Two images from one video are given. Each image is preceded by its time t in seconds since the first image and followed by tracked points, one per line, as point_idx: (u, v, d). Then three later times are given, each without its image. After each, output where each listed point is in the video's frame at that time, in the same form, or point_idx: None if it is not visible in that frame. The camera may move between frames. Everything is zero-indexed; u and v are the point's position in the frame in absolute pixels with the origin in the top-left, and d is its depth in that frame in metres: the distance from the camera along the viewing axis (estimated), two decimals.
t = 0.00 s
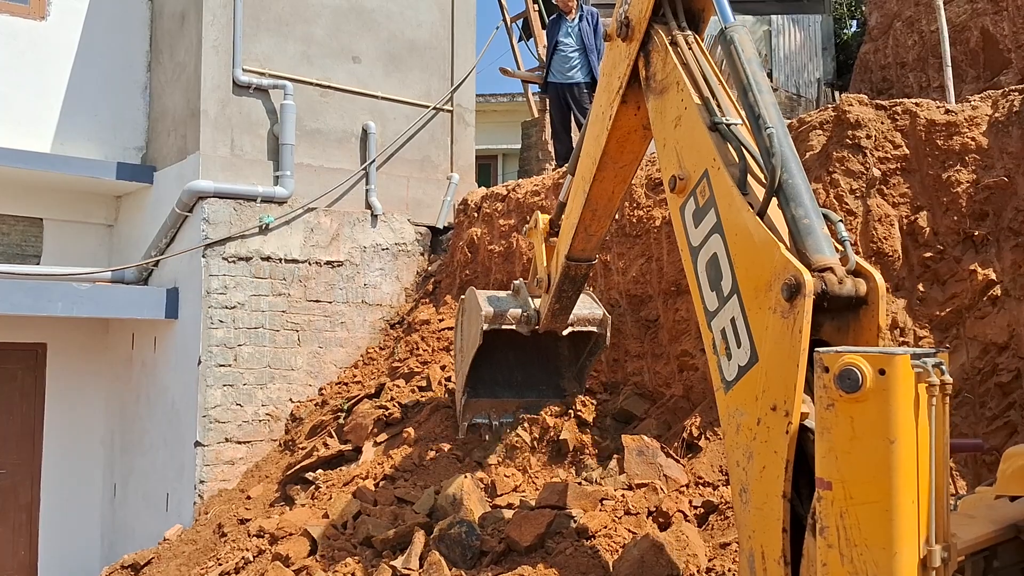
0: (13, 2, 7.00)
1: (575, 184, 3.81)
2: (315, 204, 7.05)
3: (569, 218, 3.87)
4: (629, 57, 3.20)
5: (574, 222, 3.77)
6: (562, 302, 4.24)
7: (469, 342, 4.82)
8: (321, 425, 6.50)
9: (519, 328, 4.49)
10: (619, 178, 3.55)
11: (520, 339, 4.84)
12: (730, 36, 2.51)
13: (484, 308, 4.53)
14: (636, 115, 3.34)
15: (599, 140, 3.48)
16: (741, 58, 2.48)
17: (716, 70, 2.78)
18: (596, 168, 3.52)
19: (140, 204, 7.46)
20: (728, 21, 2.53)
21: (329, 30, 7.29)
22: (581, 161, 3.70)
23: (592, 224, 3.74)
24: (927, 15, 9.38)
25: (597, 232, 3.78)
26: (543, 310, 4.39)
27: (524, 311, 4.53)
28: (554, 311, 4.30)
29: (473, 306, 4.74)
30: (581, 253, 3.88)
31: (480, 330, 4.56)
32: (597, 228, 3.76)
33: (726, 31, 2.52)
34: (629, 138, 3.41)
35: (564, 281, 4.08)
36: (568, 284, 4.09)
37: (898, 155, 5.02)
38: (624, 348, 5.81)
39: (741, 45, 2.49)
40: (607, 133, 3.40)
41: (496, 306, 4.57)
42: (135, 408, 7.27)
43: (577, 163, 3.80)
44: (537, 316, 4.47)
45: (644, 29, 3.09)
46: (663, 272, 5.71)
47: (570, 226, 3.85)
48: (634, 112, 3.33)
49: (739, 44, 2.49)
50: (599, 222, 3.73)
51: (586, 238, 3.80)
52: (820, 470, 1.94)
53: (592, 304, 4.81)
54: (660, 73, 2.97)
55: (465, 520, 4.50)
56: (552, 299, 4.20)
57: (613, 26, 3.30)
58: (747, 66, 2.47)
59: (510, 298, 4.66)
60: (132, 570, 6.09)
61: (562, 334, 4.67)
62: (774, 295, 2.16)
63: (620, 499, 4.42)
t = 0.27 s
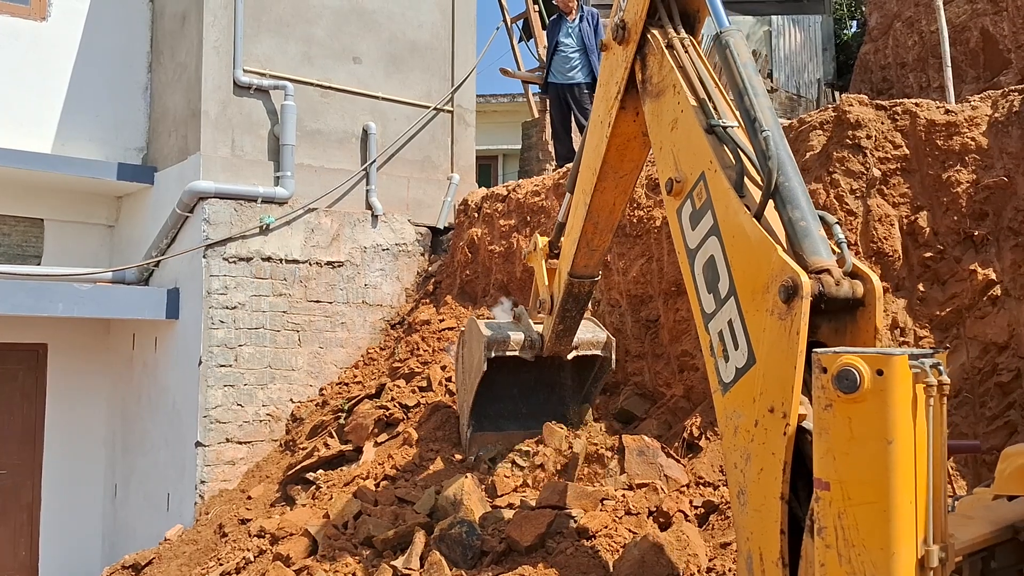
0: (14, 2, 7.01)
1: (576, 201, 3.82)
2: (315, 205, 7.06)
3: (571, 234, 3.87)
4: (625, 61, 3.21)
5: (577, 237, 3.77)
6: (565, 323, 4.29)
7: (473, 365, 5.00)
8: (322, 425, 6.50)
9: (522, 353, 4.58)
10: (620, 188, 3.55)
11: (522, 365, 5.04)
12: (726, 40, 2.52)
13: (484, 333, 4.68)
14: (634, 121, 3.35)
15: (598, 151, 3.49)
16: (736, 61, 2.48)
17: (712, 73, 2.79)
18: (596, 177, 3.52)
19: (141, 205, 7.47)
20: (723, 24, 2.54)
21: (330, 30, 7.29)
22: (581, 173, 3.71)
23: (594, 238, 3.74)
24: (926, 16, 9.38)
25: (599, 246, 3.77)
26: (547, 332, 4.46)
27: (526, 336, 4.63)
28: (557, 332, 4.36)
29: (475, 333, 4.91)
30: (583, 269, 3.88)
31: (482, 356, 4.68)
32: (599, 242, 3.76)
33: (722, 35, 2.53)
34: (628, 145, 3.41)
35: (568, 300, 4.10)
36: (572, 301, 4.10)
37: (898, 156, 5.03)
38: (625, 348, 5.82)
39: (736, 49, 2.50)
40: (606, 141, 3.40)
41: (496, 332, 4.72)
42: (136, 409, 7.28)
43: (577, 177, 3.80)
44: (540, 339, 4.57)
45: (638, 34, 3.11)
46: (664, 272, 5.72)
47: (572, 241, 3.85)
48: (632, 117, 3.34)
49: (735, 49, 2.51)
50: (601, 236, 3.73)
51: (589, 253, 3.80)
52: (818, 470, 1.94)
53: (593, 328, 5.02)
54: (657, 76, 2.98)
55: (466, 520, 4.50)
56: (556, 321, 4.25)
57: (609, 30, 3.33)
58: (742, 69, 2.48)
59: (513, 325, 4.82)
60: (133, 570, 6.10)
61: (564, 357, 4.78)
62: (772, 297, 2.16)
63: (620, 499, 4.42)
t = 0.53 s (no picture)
0: (16, 3, 7.02)
1: (571, 198, 3.82)
2: (317, 205, 7.07)
3: (568, 234, 3.87)
4: (620, 58, 3.22)
5: (573, 236, 3.77)
6: (562, 324, 4.30)
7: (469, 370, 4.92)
8: (324, 425, 6.50)
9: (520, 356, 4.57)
10: (616, 187, 3.55)
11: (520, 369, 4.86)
12: (721, 40, 2.52)
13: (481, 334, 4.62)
14: (629, 119, 3.35)
15: (593, 150, 3.49)
16: (733, 61, 2.49)
17: (707, 72, 2.80)
18: (593, 176, 3.53)
19: (143, 205, 7.48)
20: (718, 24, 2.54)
21: (331, 31, 7.30)
22: (576, 172, 3.71)
23: (591, 238, 3.75)
24: (927, 15, 9.38)
25: (596, 245, 3.78)
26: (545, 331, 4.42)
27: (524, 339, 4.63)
28: (555, 334, 4.35)
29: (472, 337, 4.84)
30: (581, 269, 3.88)
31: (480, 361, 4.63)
32: (596, 242, 3.77)
33: (716, 34, 2.53)
34: (624, 144, 3.42)
35: (565, 300, 4.08)
36: (569, 302, 4.09)
37: (899, 155, 5.03)
38: (626, 348, 5.82)
39: (733, 48, 2.50)
40: (601, 140, 3.41)
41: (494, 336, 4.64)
42: (138, 409, 7.29)
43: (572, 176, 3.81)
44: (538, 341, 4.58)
45: (632, 32, 3.11)
46: (665, 272, 5.72)
47: (569, 241, 3.85)
48: (627, 116, 3.33)
49: (732, 49, 2.51)
50: (597, 236, 3.74)
51: (585, 253, 3.80)
52: (823, 467, 1.95)
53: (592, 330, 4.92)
54: (652, 74, 2.99)
55: (467, 520, 4.50)
56: (553, 322, 4.25)
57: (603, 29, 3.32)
58: (740, 69, 2.48)
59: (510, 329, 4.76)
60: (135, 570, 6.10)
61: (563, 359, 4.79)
62: (774, 299, 2.17)
63: (621, 499, 4.43)
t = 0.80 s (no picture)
0: (16, 4, 7.02)
1: (577, 183, 3.82)
2: (316, 206, 7.07)
3: (573, 220, 3.87)
4: (632, 36, 3.20)
5: (579, 222, 3.77)
6: (564, 317, 4.27)
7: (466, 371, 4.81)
8: (323, 426, 6.50)
9: (520, 352, 4.50)
10: (625, 170, 3.56)
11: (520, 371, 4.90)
12: (741, 24, 2.53)
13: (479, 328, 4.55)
14: (641, 99, 3.34)
15: (602, 132, 3.49)
16: (752, 47, 2.52)
17: (724, 55, 2.78)
18: (601, 159, 3.52)
19: (142, 206, 7.48)
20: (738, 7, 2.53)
21: (330, 31, 7.30)
22: (582, 156, 3.71)
23: (597, 225, 3.74)
24: (926, 16, 9.39)
25: (602, 233, 3.78)
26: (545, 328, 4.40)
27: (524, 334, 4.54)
28: (557, 328, 4.32)
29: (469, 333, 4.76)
30: (586, 258, 3.89)
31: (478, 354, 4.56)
32: (602, 229, 3.77)
33: (735, 19, 2.55)
34: (634, 125, 3.41)
35: (569, 291, 4.10)
36: (572, 293, 4.11)
37: (898, 155, 5.03)
38: (625, 348, 5.82)
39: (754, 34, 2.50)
40: (611, 121, 3.41)
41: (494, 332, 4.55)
42: (138, 409, 7.29)
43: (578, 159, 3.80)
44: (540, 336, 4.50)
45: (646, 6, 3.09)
46: (664, 272, 5.72)
47: (574, 228, 3.85)
48: (639, 95, 3.33)
49: (751, 33, 2.53)
50: (604, 223, 3.73)
51: (591, 240, 3.81)
52: (823, 469, 1.95)
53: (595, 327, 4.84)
54: (665, 53, 2.97)
55: (466, 520, 4.50)
56: (556, 313, 4.22)
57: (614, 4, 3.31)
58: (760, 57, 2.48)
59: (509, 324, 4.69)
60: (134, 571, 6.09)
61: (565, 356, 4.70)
62: (787, 298, 2.17)
63: (621, 500, 4.43)
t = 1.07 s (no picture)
0: (17, 4, 7.03)
1: (553, 176, 3.81)
2: (317, 206, 7.07)
3: (548, 214, 3.85)
4: (617, 30, 3.20)
5: (553, 217, 3.76)
6: (535, 311, 4.21)
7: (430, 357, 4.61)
8: (324, 426, 6.50)
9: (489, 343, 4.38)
10: (602, 166, 3.56)
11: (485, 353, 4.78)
12: (733, 21, 2.53)
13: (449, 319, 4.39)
14: (621, 96, 3.33)
15: (581, 126, 3.49)
16: (744, 44, 2.49)
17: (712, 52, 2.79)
18: (580, 154, 3.52)
19: (143, 206, 7.48)
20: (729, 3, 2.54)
21: (330, 32, 7.30)
22: (559, 150, 3.70)
23: (573, 220, 3.75)
24: (928, 16, 9.39)
25: (577, 229, 3.78)
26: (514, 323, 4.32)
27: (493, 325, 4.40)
28: (527, 322, 4.26)
29: (436, 317, 4.59)
30: (559, 253, 3.88)
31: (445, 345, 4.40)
32: (577, 225, 3.77)
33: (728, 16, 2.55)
34: (614, 121, 3.42)
35: (540, 285, 4.05)
36: (544, 288, 4.07)
37: (899, 155, 5.03)
38: (626, 348, 5.82)
39: (745, 31, 2.50)
40: (591, 117, 3.40)
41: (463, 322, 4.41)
42: (139, 409, 7.29)
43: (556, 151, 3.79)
44: (508, 330, 4.38)
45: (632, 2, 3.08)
46: (665, 272, 5.72)
47: (548, 222, 3.83)
48: (620, 91, 3.32)
49: (743, 30, 2.51)
50: (579, 218, 3.74)
51: (566, 235, 3.80)
52: (819, 470, 1.94)
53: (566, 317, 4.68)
54: (652, 49, 2.97)
55: (467, 521, 4.50)
56: (526, 308, 4.17)
57: None
58: (751, 54, 2.48)
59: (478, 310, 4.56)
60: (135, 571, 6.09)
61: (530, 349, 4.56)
62: (784, 299, 2.17)
63: (621, 500, 4.42)
